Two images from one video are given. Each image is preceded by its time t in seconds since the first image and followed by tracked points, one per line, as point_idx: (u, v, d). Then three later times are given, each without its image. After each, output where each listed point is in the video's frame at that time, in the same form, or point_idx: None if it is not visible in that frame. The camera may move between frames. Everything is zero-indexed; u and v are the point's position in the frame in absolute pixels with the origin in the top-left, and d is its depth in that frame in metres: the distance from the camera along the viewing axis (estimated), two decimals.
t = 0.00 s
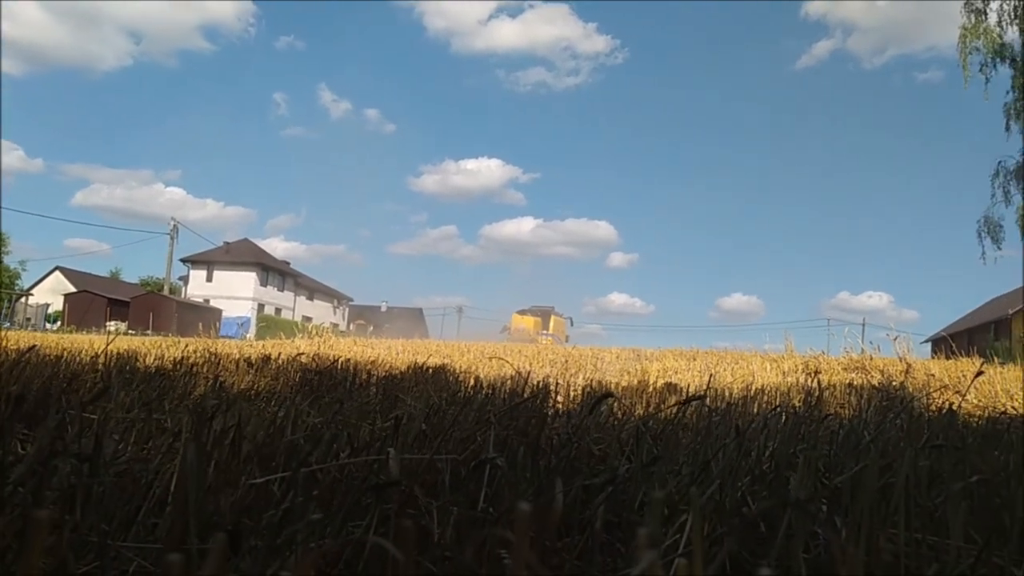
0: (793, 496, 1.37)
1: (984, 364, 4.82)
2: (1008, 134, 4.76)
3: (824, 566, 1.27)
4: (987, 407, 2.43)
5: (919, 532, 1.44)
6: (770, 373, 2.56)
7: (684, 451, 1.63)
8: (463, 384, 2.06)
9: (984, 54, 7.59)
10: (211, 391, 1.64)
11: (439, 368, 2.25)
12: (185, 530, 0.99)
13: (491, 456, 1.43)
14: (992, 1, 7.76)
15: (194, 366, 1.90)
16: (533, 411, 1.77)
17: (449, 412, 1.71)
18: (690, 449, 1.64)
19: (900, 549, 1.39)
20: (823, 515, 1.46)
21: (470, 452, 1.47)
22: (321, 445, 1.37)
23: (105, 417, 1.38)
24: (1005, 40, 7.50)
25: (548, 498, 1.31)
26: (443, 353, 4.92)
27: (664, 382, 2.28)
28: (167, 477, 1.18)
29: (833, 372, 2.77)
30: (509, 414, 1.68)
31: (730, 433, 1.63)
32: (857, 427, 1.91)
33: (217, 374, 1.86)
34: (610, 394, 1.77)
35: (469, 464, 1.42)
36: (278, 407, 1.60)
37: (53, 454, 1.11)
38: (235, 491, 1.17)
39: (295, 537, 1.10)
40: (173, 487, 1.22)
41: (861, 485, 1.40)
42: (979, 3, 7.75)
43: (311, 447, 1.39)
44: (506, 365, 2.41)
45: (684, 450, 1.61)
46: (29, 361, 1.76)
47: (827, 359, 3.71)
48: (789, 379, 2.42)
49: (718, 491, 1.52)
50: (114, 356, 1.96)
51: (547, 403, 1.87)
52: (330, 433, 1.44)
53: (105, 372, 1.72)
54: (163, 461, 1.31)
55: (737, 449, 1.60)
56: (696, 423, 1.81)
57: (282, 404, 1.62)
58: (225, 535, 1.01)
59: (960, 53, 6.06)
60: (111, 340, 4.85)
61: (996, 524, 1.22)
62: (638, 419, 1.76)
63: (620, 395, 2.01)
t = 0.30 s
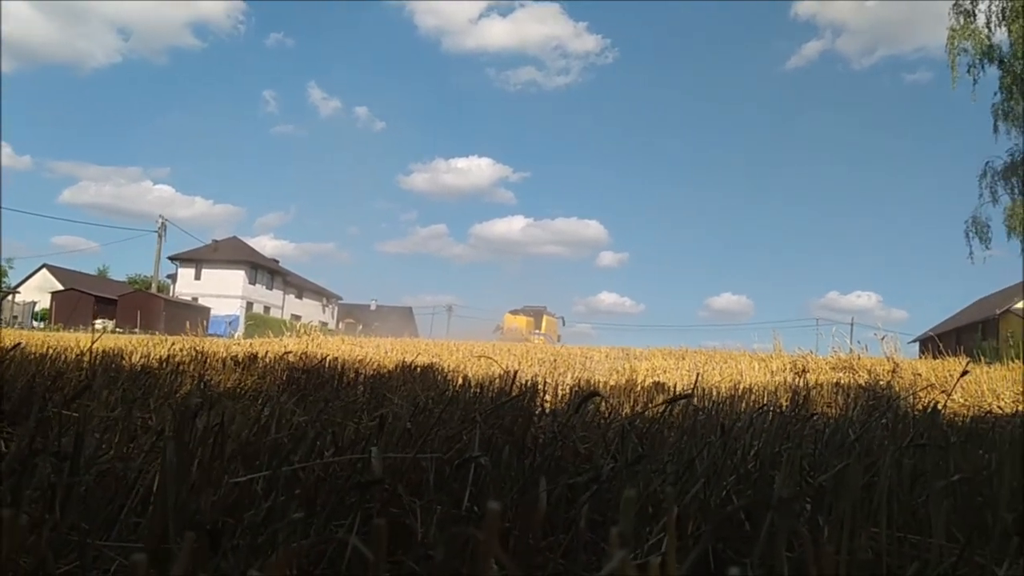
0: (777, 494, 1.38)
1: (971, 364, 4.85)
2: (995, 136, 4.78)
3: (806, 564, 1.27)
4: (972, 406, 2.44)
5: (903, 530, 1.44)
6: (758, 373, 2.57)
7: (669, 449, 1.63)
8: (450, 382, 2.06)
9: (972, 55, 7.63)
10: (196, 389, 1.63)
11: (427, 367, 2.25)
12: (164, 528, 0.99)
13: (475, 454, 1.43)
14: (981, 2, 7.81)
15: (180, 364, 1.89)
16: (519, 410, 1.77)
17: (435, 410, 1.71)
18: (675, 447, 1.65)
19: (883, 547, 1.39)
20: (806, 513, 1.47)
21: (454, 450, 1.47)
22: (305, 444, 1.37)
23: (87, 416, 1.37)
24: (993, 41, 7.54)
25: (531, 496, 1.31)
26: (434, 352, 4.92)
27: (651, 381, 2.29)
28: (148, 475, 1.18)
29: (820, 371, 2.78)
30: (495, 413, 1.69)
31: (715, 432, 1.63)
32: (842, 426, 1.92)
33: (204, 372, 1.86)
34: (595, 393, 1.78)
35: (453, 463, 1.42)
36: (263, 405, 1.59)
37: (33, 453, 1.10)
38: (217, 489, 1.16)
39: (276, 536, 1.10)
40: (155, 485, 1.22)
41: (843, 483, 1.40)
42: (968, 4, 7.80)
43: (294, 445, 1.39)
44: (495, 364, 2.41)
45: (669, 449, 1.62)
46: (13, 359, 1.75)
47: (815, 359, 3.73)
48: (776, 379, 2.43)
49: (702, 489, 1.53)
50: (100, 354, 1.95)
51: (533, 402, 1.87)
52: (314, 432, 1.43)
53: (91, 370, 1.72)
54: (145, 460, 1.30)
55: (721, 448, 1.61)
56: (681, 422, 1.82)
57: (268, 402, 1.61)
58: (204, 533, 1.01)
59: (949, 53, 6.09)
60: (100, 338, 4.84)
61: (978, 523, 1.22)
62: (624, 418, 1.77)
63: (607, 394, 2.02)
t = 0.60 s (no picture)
0: (769, 492, 1.38)
1: (961, 362, 4.89)
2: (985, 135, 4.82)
3: (799, 563, 1.27)
4: (964, 404, 2.46)
5: (894, 528, 1.45)
6: (751, 371, 2.58)
7: (662, 448, 1.64)
8: (443, 381, 2.06)
9: (963, 55, 7.66)
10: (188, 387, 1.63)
11: (420, 365, 2.25)
12: (155, 527, 0.98)
13: (468, 452, 1.43)
14: (972, 2, 7.84)
15: (172, 363, 1.89)
16: (512, 408, 1.77)
17: (427, 408, 1.71)
18: (668, 446, 1.65)
19: (876, 546, 1.39)
20: (799, 510, 1.47)
21: (447, 449, 1.46)
22: (296, 443, 1.36)
23: (78, 415, 1.36)
24: (984, 41, 7.57)
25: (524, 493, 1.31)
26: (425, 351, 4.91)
27: (644, 379, 2.30)
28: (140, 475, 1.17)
29: (812, 370, 2.79)
30: (488, 412, 1.69)
31: (707, 430, 1.64)
32: (833, 424, 1.93)
33: (195, 371, 1.85)
34: (588, 391, 1.78)
35: (446, 461, 1.42)
36: (254, 404, 1.59)
37: (24, 451, 1.09)
38: (209, 489, 1.15)
39: (269, 535, 1.09)
40: (148, 485, 1.21)
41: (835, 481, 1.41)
42: (959, 4, 7.83)
43: (286, 445, 1.39)
44: (488, 362, 2.42)
45: (662, 447, 1.62)
46: (4, 357, 1.74)
47: (807, 357, 3.74)
48: (769, 377, 2.44)
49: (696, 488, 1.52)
50: (91, 352, 1.94)
51: (526, 400, 1.87)
52: (307, 431, 1.43)
53: (82, 368, 1.71)
54: (136, 460, 1.29)
55: (713, 446, 1.61)
56: (673, 420, 1.82)
57: (260, 401, 1.61)
58: (195, 532, 1.00)
59: (939, 53, 6.14)
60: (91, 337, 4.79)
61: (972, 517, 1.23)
62: (616, 416, 1.77)
63: (599, 393, 2.02)
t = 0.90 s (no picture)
0: (766, 491, 1.38)
1: (956, 362, 4.90)
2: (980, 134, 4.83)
3: (795, 561, 1.27)
4: (959, 403, 2.47)
5: (890, 527, 1.45)
6: (747, 370, 2.59)
7: (658, 447, 1.64)
8: (440, 380, 2.06)
9: (958, 55, 7.68)
10: (184, 387, 1.62)
11: (417, 364, 2.25)
12: (152, 527, 0.98)
13: (464, 452, 1.43)
14: (967, 2, 7.86)
15: (168, 362, 1.88)
16: (509, 408, 1.78)
17: (424, 408, 1.71)
18: (665, 445, 1.66)
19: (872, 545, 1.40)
20: (795, 510, 1.48)
21: (444, 448, 1.47)
22: (292, 442, 1.36)
23: (74, 414, 1.36)
24: (979, 41, 7.58)
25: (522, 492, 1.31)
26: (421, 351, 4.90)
27: (640, 378, 2.30)
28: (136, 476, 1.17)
29: (808, 369, 2.80)
30: (485, 412, 1.69)
31: (703, 429, 1.64)
32: (830, 423, 1.93)
33: (191, 370, 1.85)
34: (584, 390, 1.79)
35: (443, 460, 1.42)
36: (250, 403, 1.59)
37: (19, 451, 1.09)
38: (206, 488, 1.15)
39: (266, 534, 1.09)
40: (144, 484, 1.21)
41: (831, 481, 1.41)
42: (954, 4, 7.86)
43: (282, 444, 1.38)
44: (484, 361, 2.42)
45: (658, 446, 1.62)
46: None
47: (803, 356, 3.75)
48: (765, 376, 2.44)
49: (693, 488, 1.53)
50: (87, 351, 1.94)
51: (523, 400, 1.87)
52: (303, 430, 1.43)
53: (77, 368, 1.70)
54: (133, 461, 1.29)
55: (709, 446, 1.61)
56: (670, 419, 1.83)
57: (257, 400, 1.61)
58: (191, 531, 1.00)
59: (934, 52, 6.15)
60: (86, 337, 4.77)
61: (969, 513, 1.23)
62: (613, 416, 1.78)
63: (596, 392, 2.02)
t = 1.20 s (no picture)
0: (764, 488, 1.39)
1: (955, 357, 4.90)
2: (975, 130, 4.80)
3: (794, 558, 1.28)
4: (958, 399, 2.47)
5: (888, 523, 1.45)
6: (745, 367, 2.59)
7: (657, 444, 1.64)
8: (439, 378, 2.06)
9: (956, 51, 7.67)
10: (183, 386, 1.62)
11: (416, 362, 2.25)
12: (150, 527, 0.98)
13: (463, 450, 1.43)
14: None
15: (168, 361, 1.89)
16: (508, 406, 1.78)
17: (423, 406, 1.72)
18: (663, 442, 1.66)
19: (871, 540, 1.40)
20: (793, 506, 1.48)
21: (442, 447, 1.47)
22: (291, 441, 1.36)
23: (72, 414, 1.36)
24: (976, 36, 7.58)
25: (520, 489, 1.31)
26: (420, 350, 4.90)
27: (639, 375, 2.31)
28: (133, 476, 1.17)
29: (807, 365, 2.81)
30: (484, 410, 1.69)
31: (701, 426, 1.64)
32: (828, 419, 1.94)
33: (190, 369, 1.85)
34: (582, 387, 1.79)
35: (442, 459, 1.42)
36: (249, 402, 1.59)
37: (18, 451, 1.09)
38: (204, 488, 1.15)
39: (265, 533, 1.10)
40: (144, 484, 1.21)
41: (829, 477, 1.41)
42: None
43: (281, 444, 1.39)
44: (483, 359, 2.42)
45: (656, 443, 1.63)
46: None
47: (802, 352, 3.75)
48: (764, 372, 2.45)
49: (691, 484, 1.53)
50: (86, 351, 1.94)
51: (522, 398, 1.88)
52: (302, 429, 1.43)
53: (76, 368, 1.70)
54: (131, 461, 1.29)
55: (708, 442, 1.62)
56: (668, 416, 1.83)
57: (256, 399, 1.61)
58: (190, 531, 1.00)
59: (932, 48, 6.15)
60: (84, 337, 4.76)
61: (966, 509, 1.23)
62: (612, 413, 1.78)
63: (594, 390, 2.02)
